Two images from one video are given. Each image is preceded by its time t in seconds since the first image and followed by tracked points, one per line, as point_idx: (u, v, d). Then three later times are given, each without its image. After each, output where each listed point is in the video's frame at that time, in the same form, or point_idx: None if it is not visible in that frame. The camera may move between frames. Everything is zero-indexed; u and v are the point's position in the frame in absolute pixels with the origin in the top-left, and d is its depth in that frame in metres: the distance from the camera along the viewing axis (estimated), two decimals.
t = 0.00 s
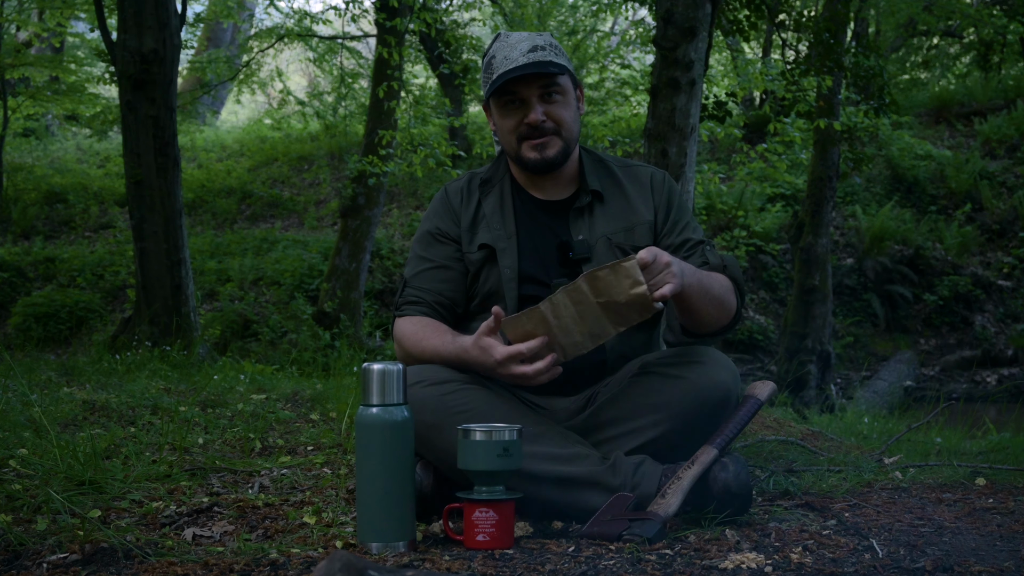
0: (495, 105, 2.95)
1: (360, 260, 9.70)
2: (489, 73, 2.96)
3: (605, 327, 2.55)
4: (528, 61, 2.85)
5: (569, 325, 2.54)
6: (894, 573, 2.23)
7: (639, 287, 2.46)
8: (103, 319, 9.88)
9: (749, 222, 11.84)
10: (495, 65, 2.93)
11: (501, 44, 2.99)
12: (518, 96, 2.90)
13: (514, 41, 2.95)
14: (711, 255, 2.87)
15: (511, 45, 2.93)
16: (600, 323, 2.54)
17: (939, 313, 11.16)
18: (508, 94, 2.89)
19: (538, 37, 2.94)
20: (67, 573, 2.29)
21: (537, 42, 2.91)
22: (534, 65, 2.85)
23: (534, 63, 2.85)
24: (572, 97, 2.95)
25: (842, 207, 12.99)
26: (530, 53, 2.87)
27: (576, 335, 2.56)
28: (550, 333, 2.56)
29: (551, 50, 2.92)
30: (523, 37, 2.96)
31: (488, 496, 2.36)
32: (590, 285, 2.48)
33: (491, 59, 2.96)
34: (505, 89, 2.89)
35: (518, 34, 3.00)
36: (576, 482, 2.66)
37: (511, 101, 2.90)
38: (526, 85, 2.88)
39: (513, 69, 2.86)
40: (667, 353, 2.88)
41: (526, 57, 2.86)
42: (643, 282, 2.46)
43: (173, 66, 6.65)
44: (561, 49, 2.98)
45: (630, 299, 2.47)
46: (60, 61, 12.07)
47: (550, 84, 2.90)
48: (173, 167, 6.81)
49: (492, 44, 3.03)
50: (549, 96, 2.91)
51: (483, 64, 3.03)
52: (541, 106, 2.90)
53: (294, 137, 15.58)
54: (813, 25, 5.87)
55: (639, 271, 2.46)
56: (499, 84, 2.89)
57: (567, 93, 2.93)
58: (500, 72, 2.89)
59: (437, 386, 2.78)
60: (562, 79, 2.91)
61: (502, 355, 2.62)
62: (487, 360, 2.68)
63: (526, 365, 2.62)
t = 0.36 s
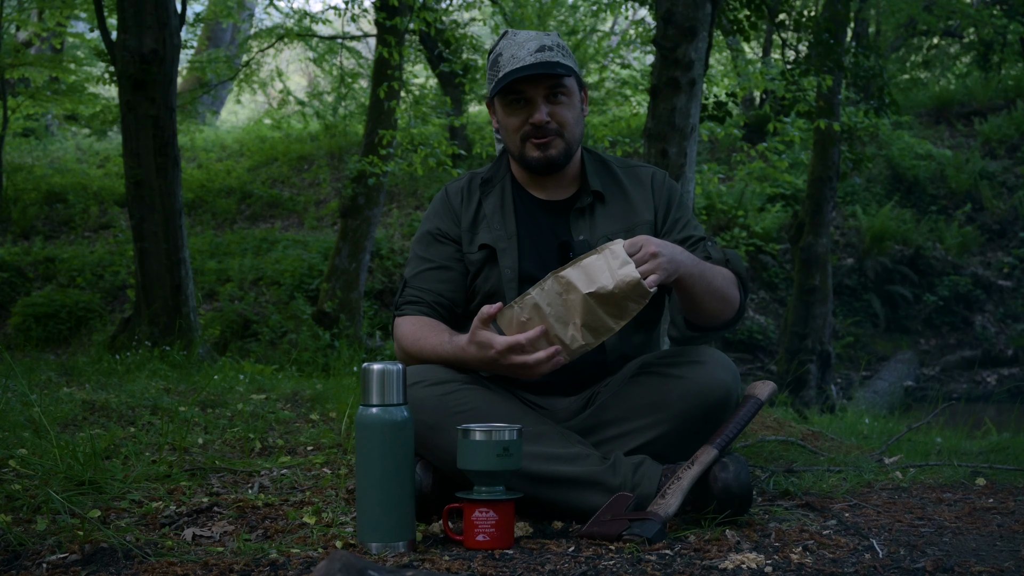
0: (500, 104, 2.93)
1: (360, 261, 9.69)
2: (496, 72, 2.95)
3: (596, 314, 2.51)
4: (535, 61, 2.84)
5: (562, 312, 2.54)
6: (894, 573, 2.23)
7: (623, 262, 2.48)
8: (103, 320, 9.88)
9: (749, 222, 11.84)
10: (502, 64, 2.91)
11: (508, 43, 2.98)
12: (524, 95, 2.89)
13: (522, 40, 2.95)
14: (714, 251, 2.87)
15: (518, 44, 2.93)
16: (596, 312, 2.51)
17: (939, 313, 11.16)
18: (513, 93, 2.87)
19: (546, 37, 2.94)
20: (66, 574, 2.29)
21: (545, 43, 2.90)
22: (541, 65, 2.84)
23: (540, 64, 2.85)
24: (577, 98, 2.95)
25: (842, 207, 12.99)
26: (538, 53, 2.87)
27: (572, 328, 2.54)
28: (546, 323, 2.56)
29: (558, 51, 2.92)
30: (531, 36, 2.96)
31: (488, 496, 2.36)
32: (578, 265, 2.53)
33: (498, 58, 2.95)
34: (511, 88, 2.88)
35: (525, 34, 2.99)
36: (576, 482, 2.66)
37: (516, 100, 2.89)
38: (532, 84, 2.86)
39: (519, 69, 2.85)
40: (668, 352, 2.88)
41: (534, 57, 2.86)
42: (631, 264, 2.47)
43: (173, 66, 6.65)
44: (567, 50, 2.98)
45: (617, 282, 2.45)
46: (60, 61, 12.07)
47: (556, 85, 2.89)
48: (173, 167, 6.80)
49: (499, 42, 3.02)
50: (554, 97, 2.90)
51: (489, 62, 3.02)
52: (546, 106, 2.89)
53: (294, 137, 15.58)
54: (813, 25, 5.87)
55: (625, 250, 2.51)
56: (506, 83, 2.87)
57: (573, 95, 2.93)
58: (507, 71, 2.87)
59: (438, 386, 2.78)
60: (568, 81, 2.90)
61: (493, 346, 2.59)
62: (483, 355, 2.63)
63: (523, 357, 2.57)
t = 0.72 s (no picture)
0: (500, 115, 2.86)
1: (360, 261, 9.70)
2: (500, 80, 2.86)
3: (540, 325, 2.47)
4: (540, 78, 2.76)
5: (512, 313, 2.50)
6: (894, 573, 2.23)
7: (591, 280, 2.42)
8: (103, 319, 9.88)
9: (749, 222, 11.85)
10: (506, 75, 2.83)
11: (514, 48, 2.88)
12: (526, 112, 2.80)
13: (529, 48, 2.85)
14: (704, 250, 2.83)
15: (525, 54, 2.83)
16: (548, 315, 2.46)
17: (939, 313, 11.16)
18: (515, 109, 2.79)
19: (553, 47, 2.84)
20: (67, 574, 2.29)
21: (551, 55, 2.81)
22: (546, 84, 2.75)
23: (545, 81, 2.76)
24: (580, 114, 2.87)
25: (842, 206, 12.99)
26: (543, 68, 2.78)
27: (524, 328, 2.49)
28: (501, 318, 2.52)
29: (565, 64, 2.82)
30: (538, 43, 2.86)
31: (488, 496, 2.36)
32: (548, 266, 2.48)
33: (503, 65, 2.86)
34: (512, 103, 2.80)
35: (533, 39, 2.88)
36: (576, 482, 2.66)
37: (517, 115, 2.81)
38: (536, 102, 2.77)
39: (523, 84, 2.76)
40: (667, 352, 2.87)
41: (539, 73, 2.77)
42: (603, 278, 2.42)
43: (173, 66, 6.65)
44: (576, 61, 2.88)
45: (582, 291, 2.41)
46: (60, 61, 12.07)
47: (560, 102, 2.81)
48: (173, 167, 6.81)
49: (505, 46, 2.93)
50: (557, 113, 2.83)
51: (494, 66, 2.93)
52: (548, 123, 2.83)
53: (294, 137, 15.59)
54: (813, 25, 5.87)
55: (598, 263, 2.45)
56: (507, 97, 2.78)
57: (577, 111, 2.85)
58: (510, 84, 2.79)
59: (438, 386, 2.79)
60: (573, 99, 2.81)
61: (445, 328, 2.60)
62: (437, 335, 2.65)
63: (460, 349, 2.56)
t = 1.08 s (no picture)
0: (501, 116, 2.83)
1: (360, 261, 9.71)
2: (505, 80, 2.80)
3: (440, 340, 2.43)
4: (545, 84, 2.72)
5: (430, 315, 2.46)
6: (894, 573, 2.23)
7: (500, 327, 2.32)
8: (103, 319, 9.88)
9: (749, 222, 11.85)
10: (511, 76, 2.77)
11: (522, 48, 2.82)
12: (527, 116, 2.78)
13: (536, 50, 2.80)
14: (659, 259, 2.65)
15: (531, 56, 2.77)
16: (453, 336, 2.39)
17: (939, 313, 11.16)
18: (517, 111, 2.76)
19: (561, 51, 2.79)
20: (67, 573, 2.29)
21: (559, 60, 2.76)
22: (550, 91, 2.72)
23: (549, 88, 2.72)
24: (582, 123, 2.85)
25: (842, 207, 12.99)
26: (549, 74, 2.74)
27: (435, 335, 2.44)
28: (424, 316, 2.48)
29: (572, 70, 2.77)
30: (546, 46, 2.80)
31: (488, 496, 2.36)
32: (479, 292, 2.37)
33: (508, 64, 2.81)
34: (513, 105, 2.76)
35: (543, 40, 2.82)
36: (576, 482, 2.66)
37: (519, 118, 2.79)
38: (540, 109, 2.75)
39: (526, 89, 2.73)
40: (667, 352, 2.85)
41: (545, 79, 2.73)
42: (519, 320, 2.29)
43: (173, 66, 6.65)
44: (584, 68, 2.83)
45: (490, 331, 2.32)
46: (60, 61, 12.07)
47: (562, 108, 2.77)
48: (173, 167, 6.81)
49: (513, 43, 2.87)
50: (558, 120, 2.81)
51: (500, 63, 2.88)
52: (549, 129, 2.81)
53: (294, 137, 15.59)
54: (813, 25, 5.88)
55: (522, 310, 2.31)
56: (510, 99, 2.74)
57: (579, 118, 2.83)
58: (513, 86, 2.74)
59: (439, 386, 2.80)
60: (575, 107, 2.77)
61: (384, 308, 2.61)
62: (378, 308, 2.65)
63: (380, 319, 2.58)
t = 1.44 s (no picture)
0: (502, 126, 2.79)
1: (360, 261, 9.72)
2: (506, 90, 2.76)
3: (421, 366, 2.45)
4: (548, 98, 2.68)
5: (416, 338, 2.47)
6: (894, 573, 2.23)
7: (480, 370, 2.31)
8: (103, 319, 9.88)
9: (749, 222, 11.85)
10: (513, 87, 2.73)
11: (525, 57, 2.78)
12: (528, 128, 2.74)
13: (539, 60, 2.76)
14: (652, 275, 2.68)
15: (534, 67, 2.74)
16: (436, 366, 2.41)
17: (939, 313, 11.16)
18: (518, 124, 2.73)
19: (564, 62, 2.75)
20: (67, 574, 2.29)
21: (562, 72, 2.72)
22: (552, 105, 2.68)
23: (552, 102, 2.68)
24: (584, 135, 2.82)
25: (842, 207, 12.99)
26: (552, 87, 2.70)
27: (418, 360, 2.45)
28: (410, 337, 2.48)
29: (575, 82, 2.74)
30: (549, 56, 2.76)
31: (488, 496, 2.36)
32: (472, 331, 2.38)
33: (510, 74, 2.77)
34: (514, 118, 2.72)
35: (547, 49, 2.78)
36: (576, 482, 2.66)
37: (519, 131, 2.76)
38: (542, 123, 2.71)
39: (529, 101, 2.69)
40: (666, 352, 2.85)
41: (548, 92, 2.69)
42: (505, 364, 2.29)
43: (173, 66, 6.65)
44: (587, 79, 2.79)
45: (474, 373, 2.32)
46: (61, 61, 12.06)
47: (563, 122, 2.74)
48: (173, 167, 6.81)
49: (514, 50, 2.83)
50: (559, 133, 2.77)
51: (501, 70, 2.83)
52: (550, 142, 2.77)
53: (294, 137, 15.59)
54: (813, 25, 5.88)
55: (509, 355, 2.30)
56: (511, 112, 2.70)
57: (582, 131, 2.80)
58: (515, 98, 2.70)
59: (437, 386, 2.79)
60: (578, 121, 2.74)
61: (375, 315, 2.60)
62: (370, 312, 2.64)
63: (369, 328, 2.57)
